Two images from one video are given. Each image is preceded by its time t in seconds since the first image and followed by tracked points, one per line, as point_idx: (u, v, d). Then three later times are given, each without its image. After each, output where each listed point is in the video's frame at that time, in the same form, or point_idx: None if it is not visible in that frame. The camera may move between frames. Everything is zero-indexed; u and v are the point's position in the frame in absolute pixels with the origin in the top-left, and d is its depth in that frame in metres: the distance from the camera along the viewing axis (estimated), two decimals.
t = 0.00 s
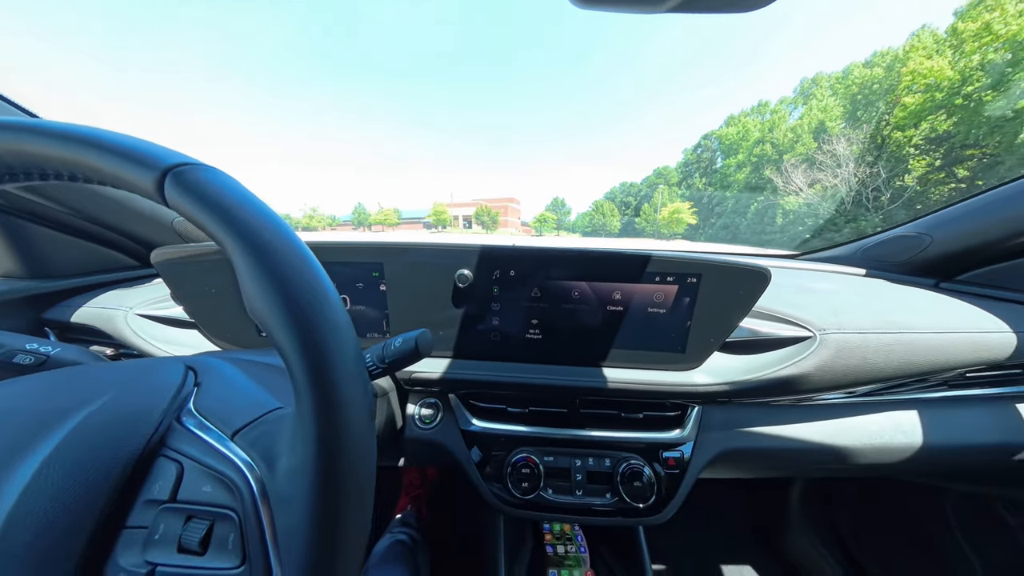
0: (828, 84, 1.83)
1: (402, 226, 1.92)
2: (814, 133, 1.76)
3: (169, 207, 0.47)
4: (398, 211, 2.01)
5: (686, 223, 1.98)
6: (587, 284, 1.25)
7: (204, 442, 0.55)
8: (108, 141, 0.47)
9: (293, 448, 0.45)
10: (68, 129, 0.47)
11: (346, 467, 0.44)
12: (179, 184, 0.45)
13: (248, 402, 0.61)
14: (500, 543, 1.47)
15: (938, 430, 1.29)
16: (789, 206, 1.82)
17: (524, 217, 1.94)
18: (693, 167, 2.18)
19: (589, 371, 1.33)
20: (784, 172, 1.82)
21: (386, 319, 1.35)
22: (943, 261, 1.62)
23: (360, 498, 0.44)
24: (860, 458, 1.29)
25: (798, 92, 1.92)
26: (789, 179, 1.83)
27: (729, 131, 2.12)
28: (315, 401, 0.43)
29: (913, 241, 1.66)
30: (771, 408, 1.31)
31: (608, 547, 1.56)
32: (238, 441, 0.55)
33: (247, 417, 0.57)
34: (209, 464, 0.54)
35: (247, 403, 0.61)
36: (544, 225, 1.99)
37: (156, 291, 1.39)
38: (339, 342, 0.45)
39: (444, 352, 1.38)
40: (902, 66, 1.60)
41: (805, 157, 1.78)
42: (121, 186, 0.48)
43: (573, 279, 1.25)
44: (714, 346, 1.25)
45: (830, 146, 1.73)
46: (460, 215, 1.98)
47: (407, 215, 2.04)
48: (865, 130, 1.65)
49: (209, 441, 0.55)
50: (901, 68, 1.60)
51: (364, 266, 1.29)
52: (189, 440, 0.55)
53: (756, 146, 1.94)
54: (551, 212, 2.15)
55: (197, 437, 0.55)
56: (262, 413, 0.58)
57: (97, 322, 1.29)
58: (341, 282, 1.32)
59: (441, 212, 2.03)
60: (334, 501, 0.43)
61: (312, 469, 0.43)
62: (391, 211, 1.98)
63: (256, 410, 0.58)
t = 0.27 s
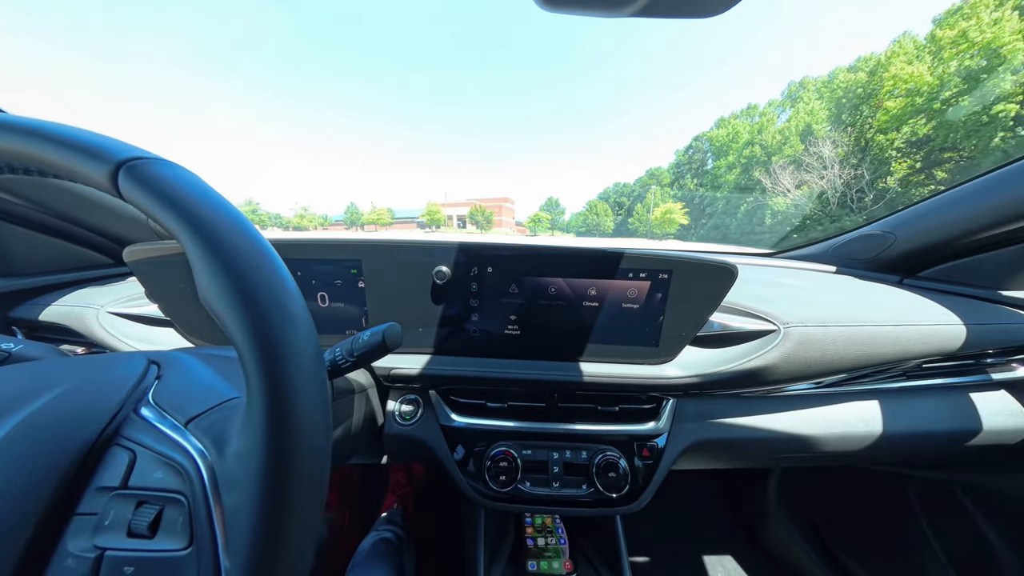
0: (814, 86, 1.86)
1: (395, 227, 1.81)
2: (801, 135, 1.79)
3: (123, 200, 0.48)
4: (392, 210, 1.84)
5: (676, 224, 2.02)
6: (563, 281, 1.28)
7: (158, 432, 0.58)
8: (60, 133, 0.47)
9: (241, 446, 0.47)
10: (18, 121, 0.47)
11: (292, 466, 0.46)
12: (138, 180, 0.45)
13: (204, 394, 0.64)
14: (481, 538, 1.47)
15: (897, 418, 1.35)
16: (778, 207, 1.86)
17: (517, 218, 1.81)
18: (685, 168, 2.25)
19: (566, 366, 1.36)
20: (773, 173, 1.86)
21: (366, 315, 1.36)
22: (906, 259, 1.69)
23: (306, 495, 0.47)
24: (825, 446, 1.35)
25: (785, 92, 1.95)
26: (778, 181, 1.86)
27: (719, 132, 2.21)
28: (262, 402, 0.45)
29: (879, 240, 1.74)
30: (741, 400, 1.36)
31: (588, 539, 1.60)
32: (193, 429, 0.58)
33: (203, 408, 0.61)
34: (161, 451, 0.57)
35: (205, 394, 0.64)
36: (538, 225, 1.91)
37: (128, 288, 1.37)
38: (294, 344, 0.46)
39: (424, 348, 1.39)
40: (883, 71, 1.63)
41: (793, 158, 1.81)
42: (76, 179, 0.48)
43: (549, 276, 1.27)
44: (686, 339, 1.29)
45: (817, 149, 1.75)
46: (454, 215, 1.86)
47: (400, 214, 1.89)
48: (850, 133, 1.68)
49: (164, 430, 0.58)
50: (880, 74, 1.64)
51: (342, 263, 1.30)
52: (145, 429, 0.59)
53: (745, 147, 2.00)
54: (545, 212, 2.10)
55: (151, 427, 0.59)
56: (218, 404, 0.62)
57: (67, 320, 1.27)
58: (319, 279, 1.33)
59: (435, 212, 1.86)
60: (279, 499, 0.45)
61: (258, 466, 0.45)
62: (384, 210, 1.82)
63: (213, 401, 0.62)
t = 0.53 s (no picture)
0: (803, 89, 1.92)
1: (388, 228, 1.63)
2: (789, 137, 1.83)
3: (18, 176, 0.44)
4: (384, 209, 1.64)
5: (668, 225, 2.01)
6: (536, 275, 1.26)
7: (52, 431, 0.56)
8: None
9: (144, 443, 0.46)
10: None
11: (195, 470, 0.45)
12: (26, 152, 0.42)
13: (108, 391, 0.62)
14: (455, 538, 1.44)
15: (869, 410, 1.36)
16: (767, 207, 1.88)
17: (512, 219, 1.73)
18: (677, 168, 2.18)
19: (540, 361, 1.34)
20: (762, 174, 1.87)
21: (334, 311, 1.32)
22: (878, 254, 1.72)
23: (210, 499, 0.46)
24: (799, 439, 1.35)
25: (774, 96, 2.00)
26: (767, 182, 1.86)
27: (710, 134, 2.18)
28: (167, 399, 0.44)
29: (853, 235, 1.77)
30: (716, 394, 1.35)
31: (566, 536, 1.60)
32: (88, 427, 0.56)
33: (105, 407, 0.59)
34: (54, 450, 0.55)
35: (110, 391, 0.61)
36: (532, 225, 1.74)
37: (78, 284, 1.30)
38: (207, 342, 0.44)
39: (396, 345, 1.36)
40: (868, 75, 1.66)
41: (781, 160, 1.83)
42: None
43: (522, 270, 1.25)
44: (660, 333, 1.28)
45: (804, 150, 1.78)
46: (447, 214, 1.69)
47: (395, 213, 1.67)
48: (836, 135, 1.70)
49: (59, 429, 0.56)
50: (866, 78, 1.66)
51: (308, 257, 1.25)
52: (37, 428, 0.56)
53: (736, 149, 1.98)
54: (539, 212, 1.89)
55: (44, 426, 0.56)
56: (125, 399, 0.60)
57: (10, 317, 1.20)
58: (285, 274, 1.28)
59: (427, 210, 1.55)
60: (179, 500, 0.45)
61: (158, 465, 0.45)
62: (378, 210, 1.61)
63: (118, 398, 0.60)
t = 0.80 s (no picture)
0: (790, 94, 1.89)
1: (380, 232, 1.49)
2: (778, 138, 1.79)
3: None
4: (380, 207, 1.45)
5: (663, 224, 1.89)
6: (525, 270, 1.19)
7: None
8: None
9: (28, 455, 0.50)
10: None
11: (91, 474, 0.50)
12: None
13: None
14: (441, 548, 1.37)
15: (868, 408, 1.33)
16: (760, 208, 1.85)
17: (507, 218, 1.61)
18: (670, 169, 2.11)
19: (530, 361, 1.27)
20: (754, 175, 1.83)
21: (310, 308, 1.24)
22: (874, 250, 1.69)
23: (102, 493, 0.51)
24: (796, 439, 1.31)
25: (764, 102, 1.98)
26: (758, 183, 1.82)
27: (702, 136, 2.13)
28: (63, 409, 0.50)
29: (848, 230, 1.74)
30: (712, 393, 1.30)
31: (556, 540, 1.59)
32: None
33: None
34: None
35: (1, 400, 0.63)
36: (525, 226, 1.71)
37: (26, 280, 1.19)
38: (124, 343, 0.52)
39: (377, 344, 1.28)
40: (854, 79, 1.64)
41: (771, 161, 1.79)
42: None
43: (510, 265, 1.18)
44: (655, 331, 1.23)
45: (793, 151, 1.75)
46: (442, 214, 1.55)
47: (389, 213, 1.52)
48: (821, 138, 1.68)
49: None
50: (852, 81, 1.65)
51: (280, 251, 1.16)
52: None
53: (727, 150, 1.95)
54: (534, 212, 1.79)
55: None
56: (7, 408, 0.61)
57: None
58: (255, 269, 1.19)
59: (424, 210, 1.47)
60: (73, 506, 0.50)
61: (45, 464, 0.49)
62: (371, 211, 1.44)
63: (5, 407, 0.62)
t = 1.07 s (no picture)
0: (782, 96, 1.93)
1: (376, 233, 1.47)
2: (770, 141, 1.80)
3: None
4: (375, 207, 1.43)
5: (658, 224, 1.90)
6: (519, 267, 1.17)
7: None
8: None
9: None
10: None
11: (37, 474, 0.47)
12: None
13: None
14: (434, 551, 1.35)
15: (860, 404, 1.34)
16: (751, 208, 1.86)
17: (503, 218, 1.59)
18: (665, 170, 2.13)
19: (524, 360, 1.25)
20: (746, 177, 1.83)
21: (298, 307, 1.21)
22: (866, 247, 1.70)
23: (56, 492, 0.48)
24: (790, 436, 1.31)
25: (758, 101, 2.02)
26: (751, 185, 1.83)
27: (696, 137, 2.14)
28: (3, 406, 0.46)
29: (841, 229, 1.75)
30: (707, 391, 1.30)
31: (550, 539, 1.58)
32: None
33: None
34: None
35: None
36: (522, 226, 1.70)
37: None
38: (82, 333, 0.50)
39: (368, 343, 1.25)
40: (844, 82, 1.67)
41: (764, 162, 1.80)
42: None
43: (503, 262, 1.17)
44: (651, 328, 1.23)
45: (784, 153, 1.75)
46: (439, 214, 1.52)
47: (385, 214, 1.49)
48: (812, 141, 1.69)
49: None
50: (842, 84, 1.68)
51: (266, 247, 1.13)
52: None
53: (721, 151, 1.95)
54: (530, 212, 1.78)
55: None
56: None
57: None
58: (240, 266, 1.15)
59: (420, 210, 1.46)
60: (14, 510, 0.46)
61: None
62: (366, 211, 1.41)
63: None
